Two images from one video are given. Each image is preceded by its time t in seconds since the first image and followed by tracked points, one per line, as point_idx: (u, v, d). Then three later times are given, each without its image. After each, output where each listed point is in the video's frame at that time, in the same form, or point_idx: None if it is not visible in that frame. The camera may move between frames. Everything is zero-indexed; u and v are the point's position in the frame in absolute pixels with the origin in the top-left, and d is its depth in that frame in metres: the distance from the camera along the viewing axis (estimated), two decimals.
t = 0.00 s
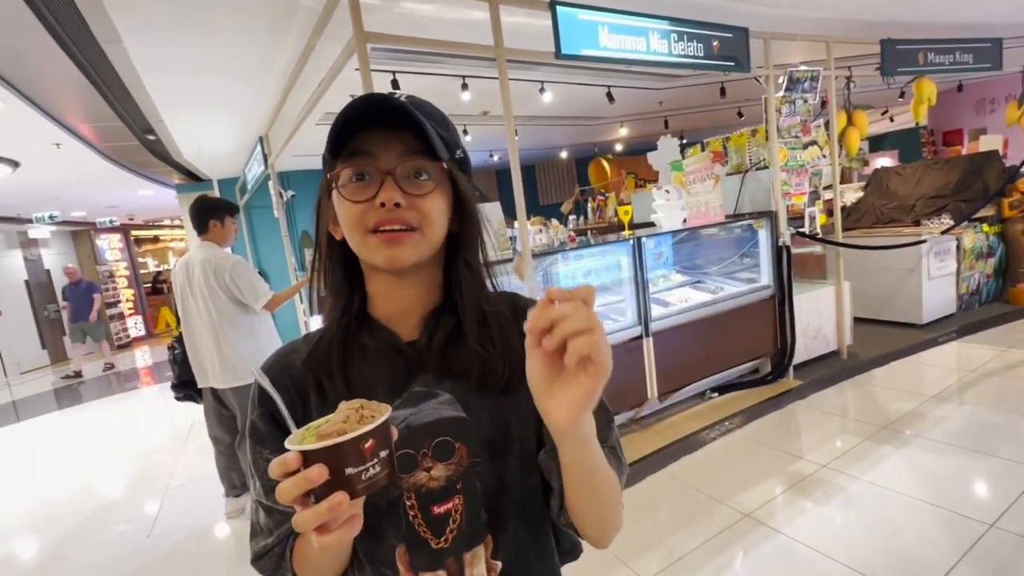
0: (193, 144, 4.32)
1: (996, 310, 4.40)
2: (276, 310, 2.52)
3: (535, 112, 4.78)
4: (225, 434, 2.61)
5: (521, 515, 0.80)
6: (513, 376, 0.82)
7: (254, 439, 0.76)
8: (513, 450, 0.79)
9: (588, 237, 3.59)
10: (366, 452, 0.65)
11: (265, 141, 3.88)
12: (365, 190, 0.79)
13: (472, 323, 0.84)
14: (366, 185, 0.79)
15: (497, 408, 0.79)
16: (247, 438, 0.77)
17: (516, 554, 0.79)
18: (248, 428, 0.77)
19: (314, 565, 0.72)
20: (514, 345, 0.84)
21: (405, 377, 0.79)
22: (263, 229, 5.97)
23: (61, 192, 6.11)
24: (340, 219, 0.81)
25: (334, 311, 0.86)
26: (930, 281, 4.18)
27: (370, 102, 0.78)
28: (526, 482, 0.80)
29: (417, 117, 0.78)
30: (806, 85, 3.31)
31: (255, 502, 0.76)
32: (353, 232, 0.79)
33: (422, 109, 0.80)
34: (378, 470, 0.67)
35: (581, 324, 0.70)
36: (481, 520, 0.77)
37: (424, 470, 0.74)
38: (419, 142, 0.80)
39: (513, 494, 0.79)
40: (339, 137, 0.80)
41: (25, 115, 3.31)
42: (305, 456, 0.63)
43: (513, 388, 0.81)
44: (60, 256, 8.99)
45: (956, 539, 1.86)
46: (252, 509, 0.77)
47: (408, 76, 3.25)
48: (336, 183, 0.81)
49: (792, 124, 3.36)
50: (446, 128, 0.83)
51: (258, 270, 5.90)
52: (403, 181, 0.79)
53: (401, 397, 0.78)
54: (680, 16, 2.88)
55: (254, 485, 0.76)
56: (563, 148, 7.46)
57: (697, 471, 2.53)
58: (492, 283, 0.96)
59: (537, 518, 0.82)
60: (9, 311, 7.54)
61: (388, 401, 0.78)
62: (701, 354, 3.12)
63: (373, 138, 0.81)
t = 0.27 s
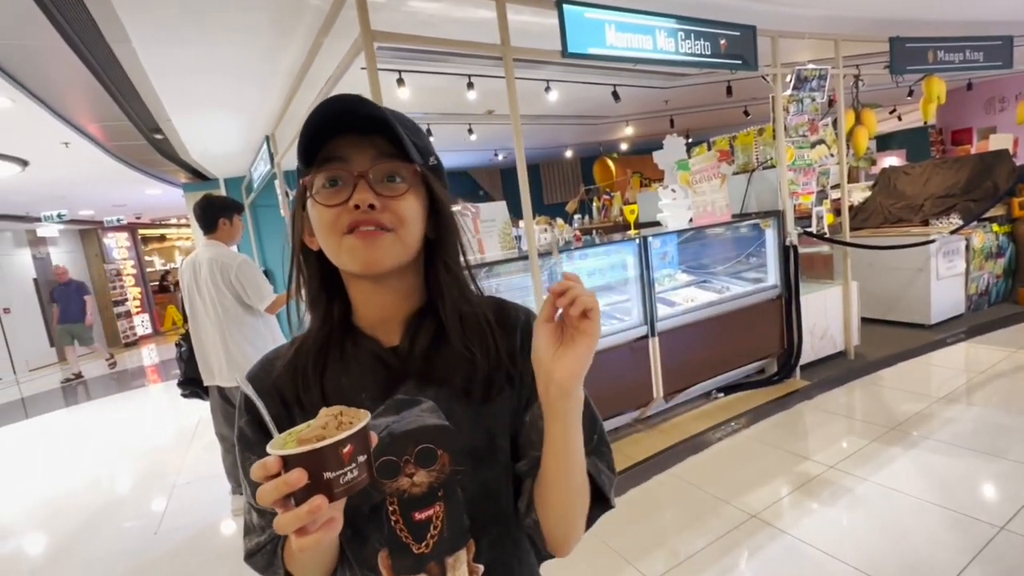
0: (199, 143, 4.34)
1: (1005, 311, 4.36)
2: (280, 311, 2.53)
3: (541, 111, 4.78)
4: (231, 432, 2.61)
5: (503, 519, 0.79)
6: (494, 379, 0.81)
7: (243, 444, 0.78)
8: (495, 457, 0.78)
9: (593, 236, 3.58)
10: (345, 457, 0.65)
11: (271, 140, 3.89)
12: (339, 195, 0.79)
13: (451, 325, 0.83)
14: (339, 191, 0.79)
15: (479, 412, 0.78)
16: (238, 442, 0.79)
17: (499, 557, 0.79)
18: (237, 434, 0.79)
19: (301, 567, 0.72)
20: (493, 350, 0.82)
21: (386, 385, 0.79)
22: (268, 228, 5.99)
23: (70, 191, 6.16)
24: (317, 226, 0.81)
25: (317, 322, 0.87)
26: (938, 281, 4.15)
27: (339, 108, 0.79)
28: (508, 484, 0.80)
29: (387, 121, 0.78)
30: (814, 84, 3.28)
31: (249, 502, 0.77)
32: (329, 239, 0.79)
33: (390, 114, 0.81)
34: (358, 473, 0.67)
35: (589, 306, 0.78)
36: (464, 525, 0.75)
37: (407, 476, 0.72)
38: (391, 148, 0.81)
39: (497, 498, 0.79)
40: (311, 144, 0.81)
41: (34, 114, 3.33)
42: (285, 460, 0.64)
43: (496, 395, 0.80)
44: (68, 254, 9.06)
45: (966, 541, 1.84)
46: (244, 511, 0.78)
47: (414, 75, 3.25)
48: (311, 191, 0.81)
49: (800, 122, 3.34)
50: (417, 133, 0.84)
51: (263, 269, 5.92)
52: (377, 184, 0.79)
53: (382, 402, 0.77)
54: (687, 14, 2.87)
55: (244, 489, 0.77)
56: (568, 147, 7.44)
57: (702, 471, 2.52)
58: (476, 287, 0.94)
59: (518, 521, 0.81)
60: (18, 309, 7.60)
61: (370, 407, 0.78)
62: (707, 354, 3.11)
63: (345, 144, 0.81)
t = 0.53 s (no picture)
0: (205, 141, 4.36)
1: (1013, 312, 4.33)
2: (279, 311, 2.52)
3: (546, 110, 4.77)
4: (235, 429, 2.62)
5: (489, 506, 0.82)
6: (478, 370, 0.82)
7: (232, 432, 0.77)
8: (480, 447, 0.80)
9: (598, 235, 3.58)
10: (318, 461, 0.64)
11: (277, 138, 3.90)
12: (329, 201, 0.79)
13: (438, 322, 0.83)
14: (329, 197, 0.79)
15: (467, 404, 0.80)
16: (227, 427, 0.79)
17: (485, 542, 0.81)
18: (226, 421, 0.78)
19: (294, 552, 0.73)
20: (477, 343, 0.83)
21: (374, 375, 0.79)
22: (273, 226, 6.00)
23: (77, 189, 6.19)
24: (306, 229, 0.81)
25: (302, 311, 0.86)
26: (945, 281, 4.12)
27: (327, 116, 0.78)
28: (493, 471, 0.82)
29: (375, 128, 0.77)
30: (821, 83, 3.27)
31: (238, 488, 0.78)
32: (320, 244, 0.80)
33: (376, 118, 0.80)
34: (334, 478, 0.67)
35: (577, 411, 0.73)
36: (451, 509, 0.78)
37: (394, 466, 0.75)
38: (379, 151, 0.80)
39: (483, 486, 0.81)
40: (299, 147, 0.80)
41: (41, 112, 3.34)
42: (255, 469, 0.62)
43: (480, 382, 0.82)
44: (74, 252, 9.12)
45: (973, 543, 1.83)
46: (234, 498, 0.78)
47: (419, 74, 3.25)
48: (299, 195, 0.81)
49: (807, 121, 3.32)
50: (405, 132, 0.82)
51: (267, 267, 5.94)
52: (366, 191, 0.79)
53: (372, 394, 0.78)
54: (693, 12, 2.86)
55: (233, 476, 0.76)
56: (573, 146, 7.43)
57: (706, 471, 2.52)
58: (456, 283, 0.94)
59: (502, 507, 0.83)
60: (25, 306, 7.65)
61: (360, 399, 0.78)
62: (712, 353, 3.10)
63: (333, 147, 0.80)
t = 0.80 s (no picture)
0: (210, 140, 4.37)
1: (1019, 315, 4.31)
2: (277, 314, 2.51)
3: (550, 110, 4.77)
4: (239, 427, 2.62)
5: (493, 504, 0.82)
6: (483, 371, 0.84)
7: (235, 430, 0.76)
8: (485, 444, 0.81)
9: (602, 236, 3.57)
10: (335, 467, 0.64)
11: (282, 138, 3.91)
12: (338, 211, 0.79)
13: (445, 324, 0.84)
14: (338, 207, 0.79)
15: (473, 404, 0.81)
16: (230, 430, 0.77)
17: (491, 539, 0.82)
18: (231, 420, 0.77)
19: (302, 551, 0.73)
20: (482, 346, 0.84)
21: (382, 377, 0.80)
22: (277, 225, 6.02)
23: (82, 188, 6.22)
24: (315, 237, 0.81)
25: (309, 310, 0.86)
26: (951, 284, 4.10)
27: (332, 128, 0.76)
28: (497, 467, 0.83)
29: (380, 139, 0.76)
30: (828, 83, 3.25)
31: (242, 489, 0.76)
32: (329, 252, 0.80)
33: (381, 126, 0.78)
34: (348, 482, 0.67)
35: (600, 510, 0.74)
36: (457, 507, 0.79)
37: (403, 464, 0.76)
38: (385, 157, 0.80)
39: (489, 484, 0.82)
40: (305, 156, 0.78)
41: (49, 111, 3.36)
42: (276, 474, 0.63)
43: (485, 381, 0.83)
44: (80, 250, 9.16)
45: (980, 548, 1.82)
46: (239, 496, 0.77)
47: (424, 74, 3.25)
48: (307, 203, 0.81)
49: (813, 122, 3.30)
50: (410, 137, 0.81)
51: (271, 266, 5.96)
52: (374, 201, 0.79)
53: (382, 394, 0.79)
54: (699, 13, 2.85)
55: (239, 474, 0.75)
56: (577, 146, 7.43)
57: (709, 473, 2.51)
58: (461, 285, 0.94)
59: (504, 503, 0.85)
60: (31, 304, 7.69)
61: (369, 399, 0.79)
62: (717, 355, 3.09)
63: (339, 156, 0.79)
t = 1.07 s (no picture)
0: (211, 140, 4.37)
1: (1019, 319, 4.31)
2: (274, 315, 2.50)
3: (550, 112, 4.77)
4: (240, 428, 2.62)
5: (491, 509, 0.83)
6: (485, 374, 0.84)
7: (244, 436, 0.78)
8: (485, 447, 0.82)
9: (602, 238, 3.57)
10: (352, 478, 0.66)
11: (282, 138, 3.91)
12: (341, 211, 0.79)
13: (448, 327, 0.84)
14: (341, 207, 0.79)
15: (475, 408, 0.82)
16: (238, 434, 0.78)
17: (490, 542, 0.83)
18: (238, 426, 0.78)
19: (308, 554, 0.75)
20: (485, 349, 0.85)
21: (385, 380, 0.80)
22: (278, 226, 6.02)
23: (83, 187, 6.22)
24: (318, 238, 0.81)
25: (313, 314, 0.86)
26: (951, 288, 4.10)
27: (334, 126, 0.77)
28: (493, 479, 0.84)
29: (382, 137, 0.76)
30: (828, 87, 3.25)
31: (249, 492, 0.78)
32: (333, 253, 0.80)
33: (382, 125, 0.79)
34: (364, 492, 0.68)
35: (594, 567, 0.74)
36: (459, 512, 0.80)
37: (406, 468, 0.76)
38: (388, 157, 0.80)
39: (490, 489, 0.83)
40: (307, 157, 0.78)
41: (49, 109, 3.36)
42: (293, 485, 0.64)
43: (486, 384, 0.84)
44: (80, 249, 9.15)
45: (980, 552, 1.81)
46: (245, 499, 0.79)
47: (425, 75, 3.25)
48: (310, 204, 0.80)
49: (813, 126, 3.30)
50: (411, 136, 0.81)
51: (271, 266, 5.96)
52: (377, 200, 0.79)
53: (386, 398, 0.79)
54: (699, 16, 2.85)
55: (248, 479, 0.77)
56: (577, 148, 7.43)
57: (708, 476, 2.51)
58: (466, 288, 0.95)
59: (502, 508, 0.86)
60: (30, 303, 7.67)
61: (372, 403, 0.79)
62: (716, 357, 3.09)
63: (341, 155, 0.80)
